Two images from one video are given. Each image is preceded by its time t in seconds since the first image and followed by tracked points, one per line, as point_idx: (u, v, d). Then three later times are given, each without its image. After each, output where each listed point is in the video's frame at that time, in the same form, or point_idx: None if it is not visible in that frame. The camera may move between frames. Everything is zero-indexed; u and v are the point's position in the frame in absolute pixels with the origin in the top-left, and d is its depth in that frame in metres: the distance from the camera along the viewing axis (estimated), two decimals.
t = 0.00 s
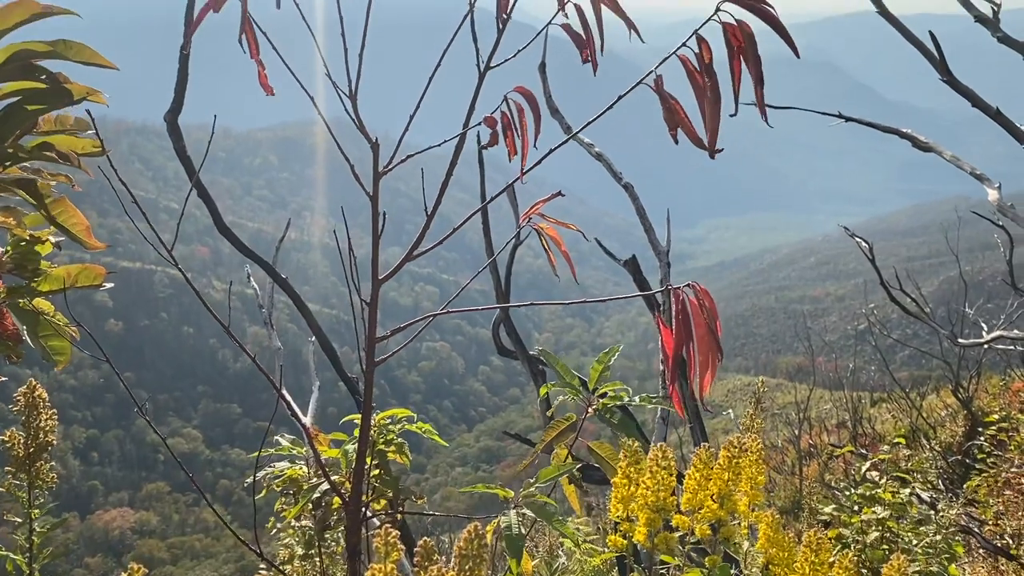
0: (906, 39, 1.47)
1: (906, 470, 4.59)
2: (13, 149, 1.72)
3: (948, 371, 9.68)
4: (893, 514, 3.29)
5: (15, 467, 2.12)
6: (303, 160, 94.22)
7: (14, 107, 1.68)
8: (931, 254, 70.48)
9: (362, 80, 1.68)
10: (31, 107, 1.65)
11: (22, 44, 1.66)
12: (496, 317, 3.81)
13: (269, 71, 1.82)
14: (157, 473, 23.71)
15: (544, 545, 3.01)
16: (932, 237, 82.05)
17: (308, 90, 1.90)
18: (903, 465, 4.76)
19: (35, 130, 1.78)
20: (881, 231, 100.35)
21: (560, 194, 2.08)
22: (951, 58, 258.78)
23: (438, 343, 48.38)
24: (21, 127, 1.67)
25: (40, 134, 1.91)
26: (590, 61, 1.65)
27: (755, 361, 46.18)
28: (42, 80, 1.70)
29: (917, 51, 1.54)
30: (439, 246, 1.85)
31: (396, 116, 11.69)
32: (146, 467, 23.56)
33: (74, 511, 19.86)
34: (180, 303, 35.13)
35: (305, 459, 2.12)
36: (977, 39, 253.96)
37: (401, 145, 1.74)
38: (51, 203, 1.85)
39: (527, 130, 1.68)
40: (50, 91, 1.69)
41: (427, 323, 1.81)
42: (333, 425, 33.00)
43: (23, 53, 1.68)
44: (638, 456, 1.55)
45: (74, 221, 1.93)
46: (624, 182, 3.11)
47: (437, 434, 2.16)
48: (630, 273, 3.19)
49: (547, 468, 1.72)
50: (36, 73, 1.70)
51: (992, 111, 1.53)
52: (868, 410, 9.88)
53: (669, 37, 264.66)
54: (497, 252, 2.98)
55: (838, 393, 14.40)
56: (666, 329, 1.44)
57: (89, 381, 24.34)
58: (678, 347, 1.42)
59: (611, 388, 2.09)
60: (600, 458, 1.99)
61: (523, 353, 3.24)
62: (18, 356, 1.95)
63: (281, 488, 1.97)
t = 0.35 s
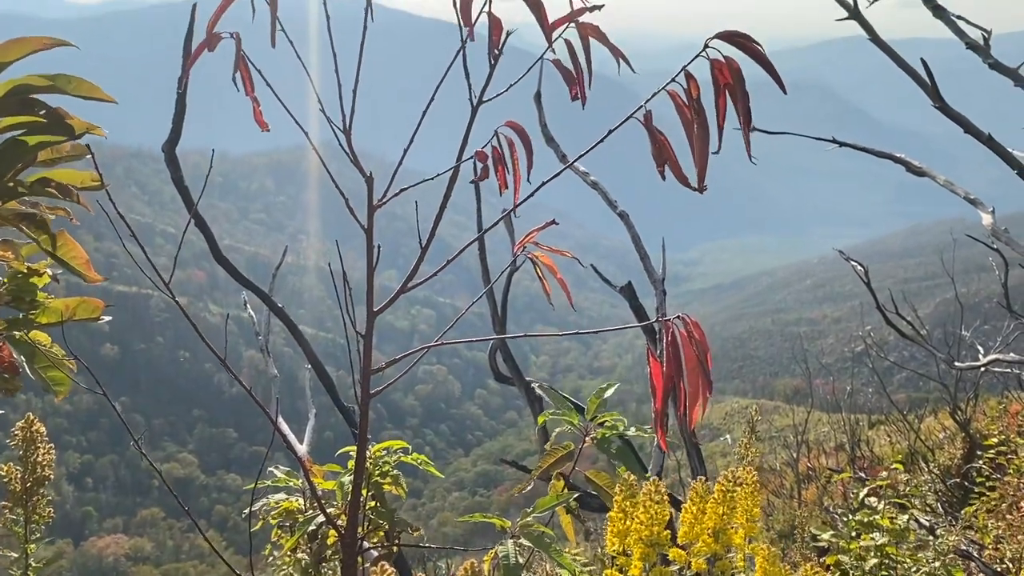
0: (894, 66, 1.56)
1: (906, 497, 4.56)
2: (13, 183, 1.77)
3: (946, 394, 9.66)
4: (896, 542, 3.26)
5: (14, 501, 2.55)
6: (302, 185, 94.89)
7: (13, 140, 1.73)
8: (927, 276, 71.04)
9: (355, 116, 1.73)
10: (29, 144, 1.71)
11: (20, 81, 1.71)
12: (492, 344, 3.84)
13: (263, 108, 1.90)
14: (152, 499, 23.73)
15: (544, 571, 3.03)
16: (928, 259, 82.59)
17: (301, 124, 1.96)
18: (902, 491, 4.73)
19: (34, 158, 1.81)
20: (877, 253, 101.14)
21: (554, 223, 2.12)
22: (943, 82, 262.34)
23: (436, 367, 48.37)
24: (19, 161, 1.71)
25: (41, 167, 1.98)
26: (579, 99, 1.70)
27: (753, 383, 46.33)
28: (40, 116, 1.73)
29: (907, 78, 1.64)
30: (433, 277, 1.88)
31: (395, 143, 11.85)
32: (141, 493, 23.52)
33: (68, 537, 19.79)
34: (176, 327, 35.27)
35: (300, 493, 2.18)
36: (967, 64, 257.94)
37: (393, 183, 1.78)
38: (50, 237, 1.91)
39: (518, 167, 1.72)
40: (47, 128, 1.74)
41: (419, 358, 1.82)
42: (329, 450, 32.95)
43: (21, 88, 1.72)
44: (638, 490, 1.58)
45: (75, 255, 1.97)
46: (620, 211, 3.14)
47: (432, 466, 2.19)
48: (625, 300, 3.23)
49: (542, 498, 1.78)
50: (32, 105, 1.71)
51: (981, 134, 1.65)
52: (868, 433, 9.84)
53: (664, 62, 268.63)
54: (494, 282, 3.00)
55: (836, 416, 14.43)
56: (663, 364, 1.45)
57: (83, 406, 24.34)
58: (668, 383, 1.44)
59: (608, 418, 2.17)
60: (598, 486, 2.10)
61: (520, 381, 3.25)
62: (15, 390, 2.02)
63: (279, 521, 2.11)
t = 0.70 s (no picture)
0: (891, 90, 1.65)
1: (904, 520, 4.58)
2: (11, 213, 1.90)
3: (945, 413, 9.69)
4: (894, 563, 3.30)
5: (10, 529, 2.58)
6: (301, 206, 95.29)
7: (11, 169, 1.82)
8: (925, 295, 71.35)
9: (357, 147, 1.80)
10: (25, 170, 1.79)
11: (20, 110, 1.82)
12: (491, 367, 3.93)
13: (266, 138, 2.01)
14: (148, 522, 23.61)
15: None
16: (923, 278, 83.14)
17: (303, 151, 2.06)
18: (901, 514, 4.75)
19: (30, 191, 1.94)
20: (873, 272, 101.69)
21: (552, 253, 2.22)
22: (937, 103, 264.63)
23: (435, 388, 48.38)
24: (17, 191, 1.80)
25: (37, 195, 2.07)
26: (579, 130, 1.78)
27: (752, 404, 46.43)
28: (35, 144, 1.84)
29: (905, 100, 1.72)
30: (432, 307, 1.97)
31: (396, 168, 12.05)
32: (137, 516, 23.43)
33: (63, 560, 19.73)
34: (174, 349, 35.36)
35: (299, 517, 2.28)
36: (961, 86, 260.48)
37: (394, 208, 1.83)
38: (45, 266, 2.06)
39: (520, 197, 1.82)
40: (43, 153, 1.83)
41: (418, 383, 1.87)
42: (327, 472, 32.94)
43: (22, 117, 1.84)
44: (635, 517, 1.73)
45: (69, 284, 2.13)
46: (617, 235, 3.26)
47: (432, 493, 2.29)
48: (623, 321, 3.35)
49: (545, 529, 1.97)
50: (31, 132, 1.85)
51: (975, 156, 1.71)
52: (868, 452, 9.87)
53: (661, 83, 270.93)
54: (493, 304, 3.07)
55: (835, 435, 14.53)
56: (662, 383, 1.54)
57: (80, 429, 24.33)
58: (664, 416, 1.53)
59: (612, 450, 2.28)
60: (598, 517, 2.25)
61: (518, 403, 3.34)
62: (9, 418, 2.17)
63: (276, 552, 2.20)
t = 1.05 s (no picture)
0: (891, 114, 1.72)
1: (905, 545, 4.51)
2: (11, 245, 1.97)
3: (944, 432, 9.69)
4: None
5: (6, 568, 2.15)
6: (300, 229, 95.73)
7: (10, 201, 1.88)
8: (923, 315, 71.74)
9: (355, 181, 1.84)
10: (24, 202, 1.85)
11: (22, 145, 1.89)
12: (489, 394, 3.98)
13: (266, 173, 2.07)
14: (144, 545, 23.56)
15: None
16: (921, 297, 83.62)
17: (303, 185, 2.11)
18: (903, 537, 4.70)
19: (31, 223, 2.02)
20: (871, 292, 102.27)
21: (550, 280, 2.29)
22: (931, 123, 266.78)
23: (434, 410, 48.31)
24: (18, 223, 1.87)
25: (40, 229, 2.22)
26: (576, 154, 1.84)
27: (751, 424, 46.45)
28: (37, 175, 1.92)
29: (900, 127, 1.82)
30: (430, 336, 2.00)
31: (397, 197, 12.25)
32: (133, 539, 23.40)
33: None
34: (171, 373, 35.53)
35: (296, 549, 2.31)
36: (955, 107, 262.93)
37: (391, 242, 1.86)
38: (45, 297, 2.14)
39: (516, 233, 1.89)
40: (44, 186, 1.89)
41: (415, 415, 1.91)
42: (325, 495, 32.83)
43: (23, 151, 1.91)
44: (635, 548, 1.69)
45: (69, 312, 2.20)
46: (615, 260, 3.36)
47: (430, 522, 2.39)
48: (622, 346, 3.42)
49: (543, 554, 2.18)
50: (31, 166, 1.92)
51: (971, 179, 1.77)
52: (867, 472, 9.88)
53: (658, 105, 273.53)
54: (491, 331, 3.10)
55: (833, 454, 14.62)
56: (652, 424, 1.52)
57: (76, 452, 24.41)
58: (659, 443, 1.49)
59: (605, 475, 2.40)
60: (594, 540, 2.31)
61: (517, 428, 3.37)
62: (11, 448, 2.26)
63: None
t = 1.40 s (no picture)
0: (884, 133, 1.79)
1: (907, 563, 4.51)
2: (15, 271, 1.92)
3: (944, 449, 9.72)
4: None
5: None
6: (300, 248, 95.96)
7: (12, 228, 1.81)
8: (923, 332, 71.89)
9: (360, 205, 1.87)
10: (30, 229, 1.78)
11: (26, 172, 1.80)
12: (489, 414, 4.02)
13: (271, 201, 2.10)
14: (141, 566, 23.45)
15: None
16: (920, 314, 83.80)
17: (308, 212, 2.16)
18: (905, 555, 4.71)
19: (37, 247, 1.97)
20: (870, 309, 102.46)
21: (551, 304, 2.34)
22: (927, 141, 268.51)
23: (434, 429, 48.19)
24: (20, 252, 1.80)
25: (44, 254, 2.11)
26: (574, 183, 1.93)
27: (751, 441, 46.40)
28: (40, 201, 1.82)
29: (894, 146, 1.88)
30: (433, 360, 2.01)
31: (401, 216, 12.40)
32: (130, 560, 23.30)
33: None
34: (169, 393, 35.52)
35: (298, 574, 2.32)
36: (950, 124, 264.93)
37: (392, 265, 1.88)
38: (50, 322, 2.07)
39: (519, 257, 1.94)
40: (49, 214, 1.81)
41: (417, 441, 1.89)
42: (324, 516, 32.69)
43: (27, 178, 1.82)
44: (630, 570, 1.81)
45: (75, 338, 2.14)
46: (614, 281, 3.46)
47: (433, 547, 2.41)
48: (622, 367, 3.50)
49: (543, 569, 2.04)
50: (37, 192, 1.83)
51: (967, 198, 1.82)
52: (868, 489, 9.90)
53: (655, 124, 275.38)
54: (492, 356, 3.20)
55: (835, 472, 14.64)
56: (650, 446, 1.50)
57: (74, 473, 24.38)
58: (661, 469, 1.42)
59: (610, 500, 2.29)
60: (596, 571, 2.22)
61: (517, 450, 3.39)
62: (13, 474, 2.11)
63: None
